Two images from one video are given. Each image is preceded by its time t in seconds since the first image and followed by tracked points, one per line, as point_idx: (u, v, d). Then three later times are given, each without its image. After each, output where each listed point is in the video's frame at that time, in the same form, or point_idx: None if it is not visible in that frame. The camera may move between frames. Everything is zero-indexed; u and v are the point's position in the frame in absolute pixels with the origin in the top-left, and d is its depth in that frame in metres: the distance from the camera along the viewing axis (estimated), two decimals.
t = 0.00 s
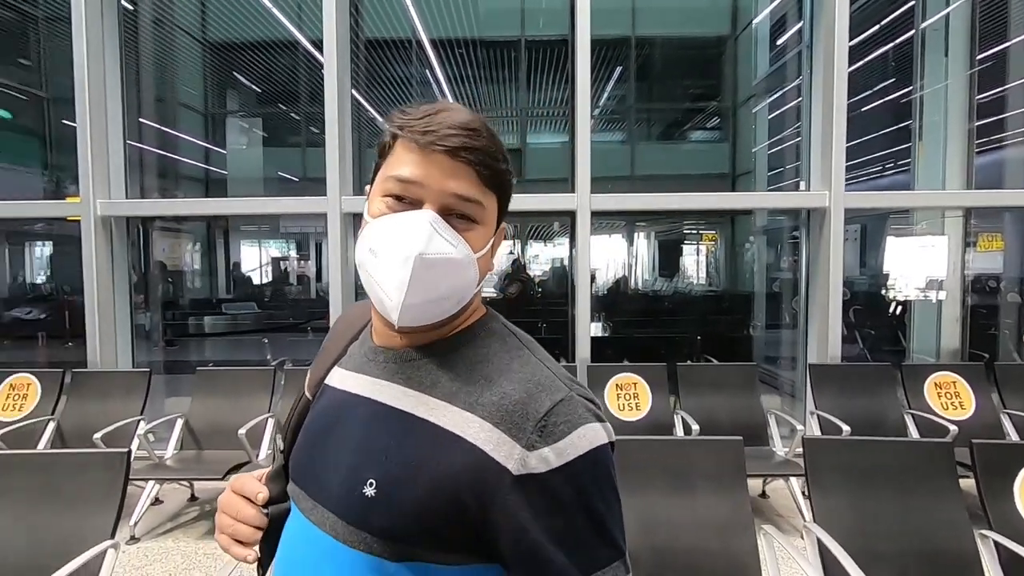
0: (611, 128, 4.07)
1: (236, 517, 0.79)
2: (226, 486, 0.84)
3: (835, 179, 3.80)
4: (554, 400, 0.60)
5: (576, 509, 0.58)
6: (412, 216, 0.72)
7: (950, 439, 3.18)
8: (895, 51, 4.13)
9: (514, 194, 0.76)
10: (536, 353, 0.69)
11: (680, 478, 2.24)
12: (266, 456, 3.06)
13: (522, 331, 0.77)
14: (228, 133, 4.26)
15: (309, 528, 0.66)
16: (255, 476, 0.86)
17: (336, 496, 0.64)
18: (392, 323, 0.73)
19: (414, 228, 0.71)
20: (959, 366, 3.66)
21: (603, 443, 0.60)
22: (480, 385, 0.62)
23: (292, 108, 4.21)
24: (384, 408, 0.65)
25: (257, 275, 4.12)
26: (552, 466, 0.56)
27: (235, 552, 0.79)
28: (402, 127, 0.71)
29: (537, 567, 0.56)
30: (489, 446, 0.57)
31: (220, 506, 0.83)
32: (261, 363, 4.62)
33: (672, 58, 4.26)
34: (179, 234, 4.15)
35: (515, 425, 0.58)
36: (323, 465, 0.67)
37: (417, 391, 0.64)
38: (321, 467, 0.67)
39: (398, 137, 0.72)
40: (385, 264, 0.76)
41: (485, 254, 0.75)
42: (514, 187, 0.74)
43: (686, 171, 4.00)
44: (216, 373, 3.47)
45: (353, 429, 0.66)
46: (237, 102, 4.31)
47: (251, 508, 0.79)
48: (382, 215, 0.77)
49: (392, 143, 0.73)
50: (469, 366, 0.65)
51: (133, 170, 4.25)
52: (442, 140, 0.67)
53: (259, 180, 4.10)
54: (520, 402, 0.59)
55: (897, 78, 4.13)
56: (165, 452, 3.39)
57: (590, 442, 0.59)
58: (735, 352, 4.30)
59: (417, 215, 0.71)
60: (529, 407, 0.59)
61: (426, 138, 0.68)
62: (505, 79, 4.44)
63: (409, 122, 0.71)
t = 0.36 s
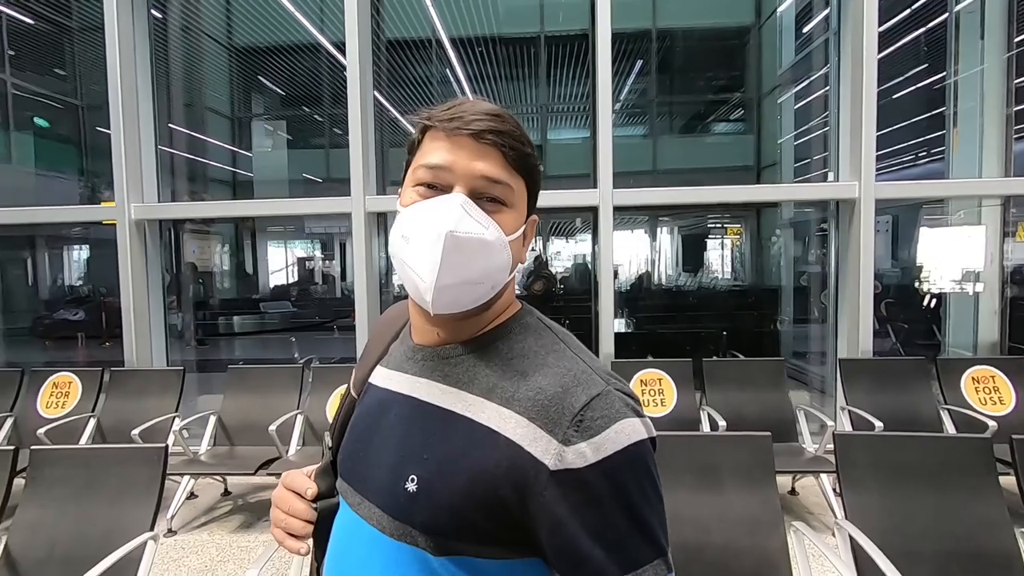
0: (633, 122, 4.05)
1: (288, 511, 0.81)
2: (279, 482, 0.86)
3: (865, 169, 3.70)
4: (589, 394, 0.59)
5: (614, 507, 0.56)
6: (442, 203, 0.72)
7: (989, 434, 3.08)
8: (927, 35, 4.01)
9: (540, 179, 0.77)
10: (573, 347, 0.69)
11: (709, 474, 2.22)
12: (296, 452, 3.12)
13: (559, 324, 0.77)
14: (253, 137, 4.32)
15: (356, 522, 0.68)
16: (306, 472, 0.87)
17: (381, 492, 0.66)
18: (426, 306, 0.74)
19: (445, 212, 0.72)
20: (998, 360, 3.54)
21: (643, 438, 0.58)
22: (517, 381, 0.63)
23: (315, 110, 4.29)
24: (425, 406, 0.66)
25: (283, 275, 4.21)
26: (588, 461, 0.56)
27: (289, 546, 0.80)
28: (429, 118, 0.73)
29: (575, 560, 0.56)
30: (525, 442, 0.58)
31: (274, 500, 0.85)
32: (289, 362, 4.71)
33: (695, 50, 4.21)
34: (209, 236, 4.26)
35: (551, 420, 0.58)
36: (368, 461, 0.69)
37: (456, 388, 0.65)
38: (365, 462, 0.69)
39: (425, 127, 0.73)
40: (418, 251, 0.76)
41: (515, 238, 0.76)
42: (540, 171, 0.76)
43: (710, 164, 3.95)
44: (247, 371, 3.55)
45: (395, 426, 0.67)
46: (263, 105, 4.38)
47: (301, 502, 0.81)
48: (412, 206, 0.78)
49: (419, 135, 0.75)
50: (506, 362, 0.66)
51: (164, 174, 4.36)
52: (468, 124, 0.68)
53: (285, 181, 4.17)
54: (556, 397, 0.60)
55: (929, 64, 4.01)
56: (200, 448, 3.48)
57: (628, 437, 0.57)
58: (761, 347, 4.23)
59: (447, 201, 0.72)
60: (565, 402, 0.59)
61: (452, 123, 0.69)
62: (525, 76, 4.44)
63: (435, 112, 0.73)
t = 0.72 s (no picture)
0: (638, 117, 4.03)
1: (316, 515, 0.79)
2: (301, 484, 0.84)
3: (873, 161, 3.67)
4: (634, 404, 0.61)
5: (658, 513, 0.59)
6: (474, 210, 0.72)
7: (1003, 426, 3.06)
8: (936, 23, 3.96)
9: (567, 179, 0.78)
10: (610, 354, 0.71)
11: (720, 469, 2.22)
12: (307, 451, 3.14)
13: (587, 327, 0.79)
14: (261, 139, 4.37)
15: (392, 528, 0.69)
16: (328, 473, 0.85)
17: (419, 499, 0.67)
18: (463, 318, 0.73)
19: (479, 222, 0.72)
20: (1011, 351, 3.51)
21: (683, 445, 0.61)
22: (560, 390, 0.64)
23: (321, 111, 4.31)
24: (465, 414, 0.67)
25: (293, 276, 4.28)
26: (635, 470, 0.58)
27: (317, 550, 0.79)
28: (455, 120, 0.72)
29: (620, 563, 0.58)
30: (574, 452, 0.59)
31: (297, 503, 0.83)
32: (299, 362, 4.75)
33: (700, 43, 4.19)
34: (218, 238, 4.30)
35: (599, 431, 0.60)
36: (404, 467, 0.70)
37: (497, 396, 0.66)
38: (402, 469, 0.70)
39: (451, 131, 0.73)
40: (449, 260, 0.75)
41: (546, 242, 0.76)
42: (568, 171, 0.76)
43: (717, 158, 3.92)
44: (259, 371, 3.58)
45: (434, 433, 0.68)
46: (269, 107, 4.42)
47: (330, 506, 0.79)
48: (441, 212, 0.77)
49: (445, 139, 0.74)
50: (546, 370, 0.67)
51: (173, 178, 4.41)
52: (499, 127, 0.68)
53: (292, 182, 4.19)
54: (602, 407, 0.61)
55: (939, 53, 3.97)
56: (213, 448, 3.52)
57: (671, 445, 0.60)
58: (771, 341, 4.24)
59: (479, 208, 0.72)
60: (611, 412, 0.61)
61: (482, 126, 0.69)
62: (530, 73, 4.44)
63: (461, 114, 0.72)
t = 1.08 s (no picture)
0: (636, 116, 4.04)
1: (309, 525, 0.79)
2: (292, 494, 0.83)
3: (871, 155, 3.67)
4: (635, 411, 0.62)
5: (659, 518, 0.60)
6: (459, 219, 0.72)
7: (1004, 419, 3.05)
8: (932, 17, 3.97)
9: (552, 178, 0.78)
10: (608, 360, 0.71)
11: (720, 467, 2.22)
12: (309, 455, 3.14)
13: (582, 329, 0.79)
14: (259, 144, 4.38)
15: (390, 537, 0.69)
16: (321, 483, 0.85)
17: (419, 507, 0.67)
18: (456, 329, 0.73)
19: (466, 231, 0.71)
20: (1011, 344, 3.50)
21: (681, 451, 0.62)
22: (561, 397, 0.64)
23: (320, 115, 4.33)
24: (465, 422, 0.67)
25: (293, 280, 4.25)
26: (637, 477, 0.59)
27: (310, 560, 0.79)
28: (432, 128, 0.73)
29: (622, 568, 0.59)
30: (576, 461, 0.60)
31: (288, 514, 0.82)
32: (300, 366, 4.76)
33: (696, 41, 4.20)
34: (218, 244, 4.31)
35: (601, 439, 0.60)
36: (403, 475, 0.70)
37: (497, 405, 0.66)
38: (401, 478, 0.70)
39: (429, 140, 0.73)
40: (438, 272, 0.75)
41: (535, 245, 0.76)
42: (552, 171, 0.76)
43: (715, 155, 3.92)
44: (259, 376, 3.59)
45: (434, 442, 0.68)
46: (267, 112, 4.44)
47: (323, 515, 0.79)
48: (426, 224, 0.77)
49: (424, 149, 0.75)
50: (545, 377, 0.67)
51: (172, 184, 4.42)
52: (477, 132, 0.69)
53: (290, 187, 4.19)
54: (603, 415, 0.61)
55: (935, 47, 3.97)
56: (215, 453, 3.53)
57: (669, 450, 0.61)
58: (771, 338, 4.27)
59: (464, 216, 0.72)
60: (613, 420, 0.61)
61: (459, 134, 0.69)
62: (526, 74, 4.47)
63: (438, 121, 0.73)
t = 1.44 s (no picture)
0: (636, 117, 4.04)
1: (298, 532, 0.79)
2: (282, 499, 0.84)
3: (871, 156, 3.65)
4: (629, 416, 0.60)
5: (654, 527, 0.59)
6: (452, 222, 0.71)
7: (1006, 420, 3.03)
8: (932, 17, 3.96)
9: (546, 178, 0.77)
10: (603, 363, 0.70)
11: (719, 470, 2.21)
12: (307, 458, 3.13)
13: (577, 332, 0.77)
14: (260, 146, 4.39)
15: (378, 547, 0.67)
16: (311, 488, 0.84)
17: (409, 515, 0.66)
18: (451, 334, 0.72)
19: (459, 235, 0.71)
20: (1013, 344, 3.48)
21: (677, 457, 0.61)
22: (553, 402, 0.63)
23: (319, 117, 4.31)
24: (456, 428, 0.66)
25: (295, 282, 4.27)
26: (631, 484, 0.58)
27: (299, 567, 0.79)
28: (424, 126, 0.71)
29: None
30: (568, 467, 0.59)
31: (279, 519, 0.82)
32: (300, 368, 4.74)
33: (696, 42, 4.19)
34: (218, 247, 4.31)
35: (594, 445, 0.59)
36: (393, 482, 0.68)
37: (488, 410, 0.65)
38: (391, 486, 0.68)
39: (421, 140, 0.72)
40: (432, 279, 0.74)
41: (529, 248, 0.75)
42: (546, 170, 0.75)
43: (715, 156, 3.91)
44: (258, 378, 3.58)
45: (424, 448, 0.67)
46: (267, 114, 4.44)
47: (311, 521, 0.79)
48: (418, 226, 0.76)
49: (415, 148, 0.73)
50: (537, 381, 0.66)
51: (172, 187, 4.41)
52: (470, 131, 0.67)
53: (290, 189, 4.19)
54: (596, 420, 0.60)
55: (936, 47, 3.96)
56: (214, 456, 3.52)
57: (665, 457, 0.60)
58: (772, 338, 4.27)
59: (458, 219, 0.71)
60: (606, 425, 0.60)
61: (452, 132, 0.68)
62: (526, 75, 4.47)
63: (429, 119, 0.71)
